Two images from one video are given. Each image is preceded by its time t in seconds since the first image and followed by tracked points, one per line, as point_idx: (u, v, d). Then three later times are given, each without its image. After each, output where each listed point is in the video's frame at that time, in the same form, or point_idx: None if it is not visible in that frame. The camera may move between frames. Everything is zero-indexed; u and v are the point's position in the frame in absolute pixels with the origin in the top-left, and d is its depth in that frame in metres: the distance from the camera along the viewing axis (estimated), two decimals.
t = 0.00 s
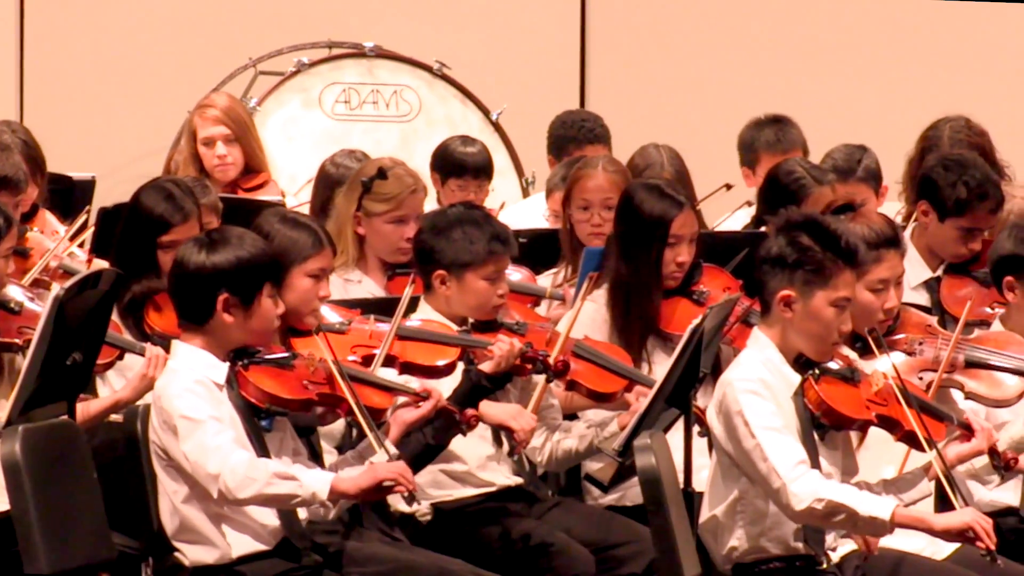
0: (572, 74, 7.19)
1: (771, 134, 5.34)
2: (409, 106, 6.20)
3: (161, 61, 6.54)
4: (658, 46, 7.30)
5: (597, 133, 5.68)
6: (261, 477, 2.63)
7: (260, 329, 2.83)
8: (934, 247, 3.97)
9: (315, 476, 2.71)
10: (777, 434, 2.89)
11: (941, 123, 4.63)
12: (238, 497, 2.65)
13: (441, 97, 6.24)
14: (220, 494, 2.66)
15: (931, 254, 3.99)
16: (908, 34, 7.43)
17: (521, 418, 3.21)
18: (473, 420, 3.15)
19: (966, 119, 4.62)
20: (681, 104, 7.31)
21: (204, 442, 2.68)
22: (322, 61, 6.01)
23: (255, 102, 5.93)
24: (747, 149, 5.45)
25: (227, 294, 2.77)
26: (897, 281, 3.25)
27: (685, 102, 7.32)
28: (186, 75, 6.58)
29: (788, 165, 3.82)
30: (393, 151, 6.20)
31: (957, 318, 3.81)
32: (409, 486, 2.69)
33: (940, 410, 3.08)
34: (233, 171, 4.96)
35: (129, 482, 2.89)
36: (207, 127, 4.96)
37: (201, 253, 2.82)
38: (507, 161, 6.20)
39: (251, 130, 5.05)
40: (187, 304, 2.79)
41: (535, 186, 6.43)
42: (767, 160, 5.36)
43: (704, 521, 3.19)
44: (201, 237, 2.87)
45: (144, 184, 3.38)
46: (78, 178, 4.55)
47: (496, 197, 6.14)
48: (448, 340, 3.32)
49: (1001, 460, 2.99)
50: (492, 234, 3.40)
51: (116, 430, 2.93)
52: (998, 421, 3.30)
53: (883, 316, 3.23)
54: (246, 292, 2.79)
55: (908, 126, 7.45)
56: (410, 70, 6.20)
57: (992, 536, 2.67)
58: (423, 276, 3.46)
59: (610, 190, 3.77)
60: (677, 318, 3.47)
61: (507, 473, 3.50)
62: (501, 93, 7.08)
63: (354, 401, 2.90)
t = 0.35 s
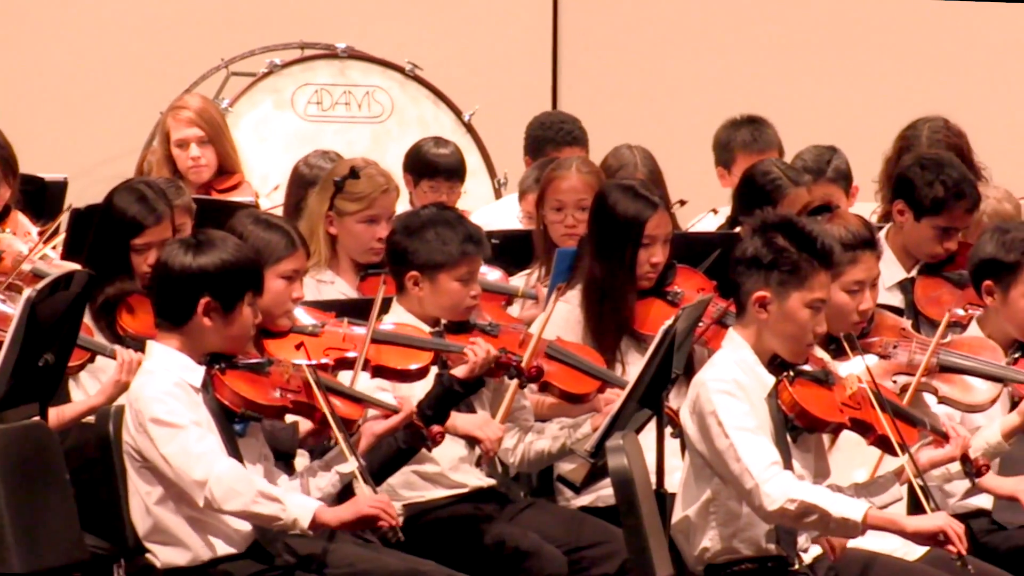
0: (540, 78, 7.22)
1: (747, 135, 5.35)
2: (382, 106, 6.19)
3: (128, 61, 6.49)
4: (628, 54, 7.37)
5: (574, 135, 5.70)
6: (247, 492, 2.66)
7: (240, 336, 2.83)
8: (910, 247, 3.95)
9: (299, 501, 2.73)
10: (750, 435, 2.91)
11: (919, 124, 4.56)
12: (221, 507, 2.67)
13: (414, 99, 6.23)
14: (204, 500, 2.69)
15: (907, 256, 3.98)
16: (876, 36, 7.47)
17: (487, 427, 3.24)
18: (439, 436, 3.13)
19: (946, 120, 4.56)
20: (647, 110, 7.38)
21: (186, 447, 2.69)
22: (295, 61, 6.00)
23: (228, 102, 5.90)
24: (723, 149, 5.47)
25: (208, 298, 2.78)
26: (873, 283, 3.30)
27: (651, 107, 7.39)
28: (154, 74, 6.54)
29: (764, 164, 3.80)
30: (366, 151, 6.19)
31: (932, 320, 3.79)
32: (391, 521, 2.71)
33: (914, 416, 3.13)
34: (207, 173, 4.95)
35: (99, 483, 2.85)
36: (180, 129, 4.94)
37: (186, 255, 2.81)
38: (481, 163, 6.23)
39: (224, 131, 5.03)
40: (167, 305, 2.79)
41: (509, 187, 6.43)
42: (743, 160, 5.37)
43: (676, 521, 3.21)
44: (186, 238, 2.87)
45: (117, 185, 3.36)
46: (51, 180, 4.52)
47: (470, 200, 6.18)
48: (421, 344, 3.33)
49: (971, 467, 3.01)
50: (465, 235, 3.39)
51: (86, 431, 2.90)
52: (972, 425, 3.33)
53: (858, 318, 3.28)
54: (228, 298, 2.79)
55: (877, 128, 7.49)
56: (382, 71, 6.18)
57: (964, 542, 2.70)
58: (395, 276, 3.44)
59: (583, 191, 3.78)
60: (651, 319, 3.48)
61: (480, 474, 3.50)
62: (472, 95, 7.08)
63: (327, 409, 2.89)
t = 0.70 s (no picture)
0: (498, 72, 7.19)
1: (713, 137, 5.37)
2: (349, 107, 6.16)
3: (79, 57, 6.42)
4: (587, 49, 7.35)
5: (541, 137, 5.70)
6: (245, 494, 2.68)
7: (218, 341, 2.83)
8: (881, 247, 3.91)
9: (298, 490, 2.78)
10: (722, 436, 2.94)
11: (884, 124, 4.60)
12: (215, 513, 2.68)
13: (382, 99, 6.20)
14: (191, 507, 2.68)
15: (879, 255, 3.94)
16: (832, 36, 7.51)
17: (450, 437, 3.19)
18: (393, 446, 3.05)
19: (910, 121, 4.58)
20: (604, 105, 7.38)
21: (169, 453, 2.68)
22: (262, 61, 5.96)
23: (195, 102, 5.87)
24: (690, 150, 5.49)
25: (190, 303, 2.77)
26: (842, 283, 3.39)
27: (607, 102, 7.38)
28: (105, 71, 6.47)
29: (736, 166, 3.80)
30: (333, 153, 6.16)
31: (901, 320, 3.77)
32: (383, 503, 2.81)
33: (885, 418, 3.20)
34: (173, 175, 4.94)
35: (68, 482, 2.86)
36: (145, 130, 4.91)
37: (170, 257, 2.80)
38: (447, 163, 6.21)
39: (189, 132, 5.00)
40: (147, 307, 2.77)
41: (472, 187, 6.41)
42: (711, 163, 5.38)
43: (644, 521, 3.23)
44: (170, 239, 2.85)
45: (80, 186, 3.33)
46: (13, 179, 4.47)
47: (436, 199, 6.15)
48: (390, 347, 3.31)
49: (943, 471, 3.02)
50: (434, 235, 3.38)
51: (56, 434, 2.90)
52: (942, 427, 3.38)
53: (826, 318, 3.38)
54: (209, 303, 2.78)
55: (831, 128, 7.53)
56: (349, 72, 6.16)
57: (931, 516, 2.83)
58: (365, 277, 3.43)
59: (548, 192, 3.80)
60: (621, 318, 3.49)
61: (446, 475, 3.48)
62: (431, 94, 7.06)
63: (308, 418, 2.92)
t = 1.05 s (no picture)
0: (468, 69, 7.13)
1: (684, 136, 5.38)
2: (319, 106, 6.14)
3: (43, 56, 6.39)
4: (556, 47, 7.28)
5: (499, 137, 5.69)
6: (204, 509, 2.66)
7: (183, 341, 2.81)
8: (851, 245, 3.90)
9: (259, 499, 2.74)
10: (688, 439, 2.98)
11: (846, 124, 4.60)
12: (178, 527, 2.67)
13: (351, 98, 6.16)
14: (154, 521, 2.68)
15: (849, 252, 3.93)
16: (802, 36, 7.48)
17: (430, 433, 3.23)
18: (360, 438, 3.10)
19: (873, 120, 4.60)
20: (576, 104, 7.31)
21: (134, 463, 2.68)
22: (232, 60, 5.96)
23: (165, 102, 5.87)
24: (660, 149, 5.51)
25: (157, 303, 2.76)
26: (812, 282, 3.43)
27: (579, 100, 7.31)
28: (70, 71, 6.43)
29: (706, 166, 3.84)
30: (303, 153, 6.15)
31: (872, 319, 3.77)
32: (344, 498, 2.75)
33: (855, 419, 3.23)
34: (139, 175, 4.93)
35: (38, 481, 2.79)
36: (112, 130, 4.89)
37: (135, 257, 2.79)
38: (418, 163, 6.19)
39: (157, 132, 4.99)
40: (113, 308, 2.77)
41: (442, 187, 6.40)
42: (680, 162, 5.38)
43: (615, 520, 3.24)
44: (134, 238, 2.85)
45: (49, 185, 3.31)
46: None
47: (405, 199, 6.14)
48: (361, 348, 3.30)
49: (910, 471, 3.11)
50: (403, 234, 3.37)
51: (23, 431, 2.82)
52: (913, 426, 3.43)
53: (797, 317, 3.42)
54: (175, 303, 2.77)
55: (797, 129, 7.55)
56: (320, 71, 6.11)
57: (898, 530, 2.83)
58: (335, 277, 3.43)
59: (521, 191, 3.80)
60: (593, 318, 3.50)
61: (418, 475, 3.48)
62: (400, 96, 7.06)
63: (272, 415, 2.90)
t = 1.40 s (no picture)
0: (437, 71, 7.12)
1: (653, 137, 5.39)
2: (289, 107, 6.14)
3: (10, 56, 6.36)
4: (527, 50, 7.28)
5: (473, 139, 5.69)
6: (183, 499, 2.67)
7: (151, 340, 2.81)
8: (817, 247, 3.90)
9: (236, 490, 2.76)
10: (655, 441, 3.01)
11: (814, 124, 4.55)
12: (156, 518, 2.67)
13: (322, 98, 6.16)
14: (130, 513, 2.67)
15: (813, 254, 3.93)
16: (769, 38, 7.51)
17: (407, 416, 3.30)
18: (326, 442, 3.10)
19: (839, 119, 4.54)
20: (544, 104, 7.29)
21: (108, 458, 2.67)
22: (203, 61, 5.94)
23: (136, 102, 5.85)
24: (629, 151, 5.53)
25: (124, 302, 2.75)
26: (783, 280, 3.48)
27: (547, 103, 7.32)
28: (37, 71, 6.41)
29: (672, 166, 3.83)
30: (274, 153, 6.14)
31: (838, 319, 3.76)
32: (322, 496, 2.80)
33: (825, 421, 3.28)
34: (109, 175, 4.90)
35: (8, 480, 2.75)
36: (82, 130, 4.88)
37: (101, 257, 2.77)
38: (388, 163, 6.18)
39: (127, 132, 4.97)
40: (78, 306, 2.75)
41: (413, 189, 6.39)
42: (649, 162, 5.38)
43: (584, 521, 3.25)
44: (99, 238, 2.83)
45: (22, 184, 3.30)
46: None
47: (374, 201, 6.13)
48: (331, 347, 3.31)
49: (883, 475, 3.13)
50: (376, 235, 3.38)
51: None
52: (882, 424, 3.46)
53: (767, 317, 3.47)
54: (142, 301, 2.76)
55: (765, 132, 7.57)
56: (291, 71, 6.12)
57: None
58: (306, 277, 3.42)
59: (491, 192, 3.82)
60: (560, 320, 3.50)
61: (389, 475, 3.47)
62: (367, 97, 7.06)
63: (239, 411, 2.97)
